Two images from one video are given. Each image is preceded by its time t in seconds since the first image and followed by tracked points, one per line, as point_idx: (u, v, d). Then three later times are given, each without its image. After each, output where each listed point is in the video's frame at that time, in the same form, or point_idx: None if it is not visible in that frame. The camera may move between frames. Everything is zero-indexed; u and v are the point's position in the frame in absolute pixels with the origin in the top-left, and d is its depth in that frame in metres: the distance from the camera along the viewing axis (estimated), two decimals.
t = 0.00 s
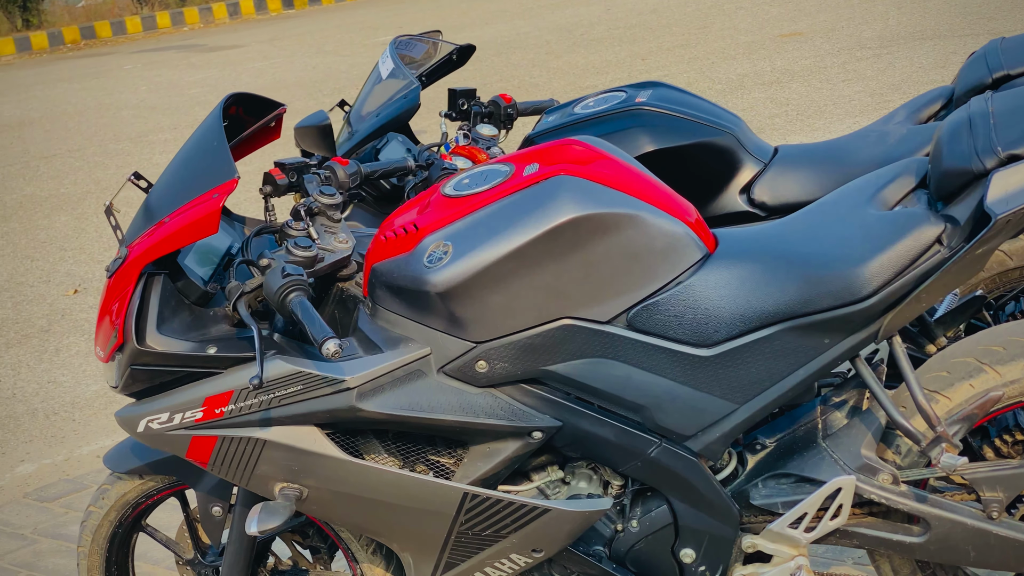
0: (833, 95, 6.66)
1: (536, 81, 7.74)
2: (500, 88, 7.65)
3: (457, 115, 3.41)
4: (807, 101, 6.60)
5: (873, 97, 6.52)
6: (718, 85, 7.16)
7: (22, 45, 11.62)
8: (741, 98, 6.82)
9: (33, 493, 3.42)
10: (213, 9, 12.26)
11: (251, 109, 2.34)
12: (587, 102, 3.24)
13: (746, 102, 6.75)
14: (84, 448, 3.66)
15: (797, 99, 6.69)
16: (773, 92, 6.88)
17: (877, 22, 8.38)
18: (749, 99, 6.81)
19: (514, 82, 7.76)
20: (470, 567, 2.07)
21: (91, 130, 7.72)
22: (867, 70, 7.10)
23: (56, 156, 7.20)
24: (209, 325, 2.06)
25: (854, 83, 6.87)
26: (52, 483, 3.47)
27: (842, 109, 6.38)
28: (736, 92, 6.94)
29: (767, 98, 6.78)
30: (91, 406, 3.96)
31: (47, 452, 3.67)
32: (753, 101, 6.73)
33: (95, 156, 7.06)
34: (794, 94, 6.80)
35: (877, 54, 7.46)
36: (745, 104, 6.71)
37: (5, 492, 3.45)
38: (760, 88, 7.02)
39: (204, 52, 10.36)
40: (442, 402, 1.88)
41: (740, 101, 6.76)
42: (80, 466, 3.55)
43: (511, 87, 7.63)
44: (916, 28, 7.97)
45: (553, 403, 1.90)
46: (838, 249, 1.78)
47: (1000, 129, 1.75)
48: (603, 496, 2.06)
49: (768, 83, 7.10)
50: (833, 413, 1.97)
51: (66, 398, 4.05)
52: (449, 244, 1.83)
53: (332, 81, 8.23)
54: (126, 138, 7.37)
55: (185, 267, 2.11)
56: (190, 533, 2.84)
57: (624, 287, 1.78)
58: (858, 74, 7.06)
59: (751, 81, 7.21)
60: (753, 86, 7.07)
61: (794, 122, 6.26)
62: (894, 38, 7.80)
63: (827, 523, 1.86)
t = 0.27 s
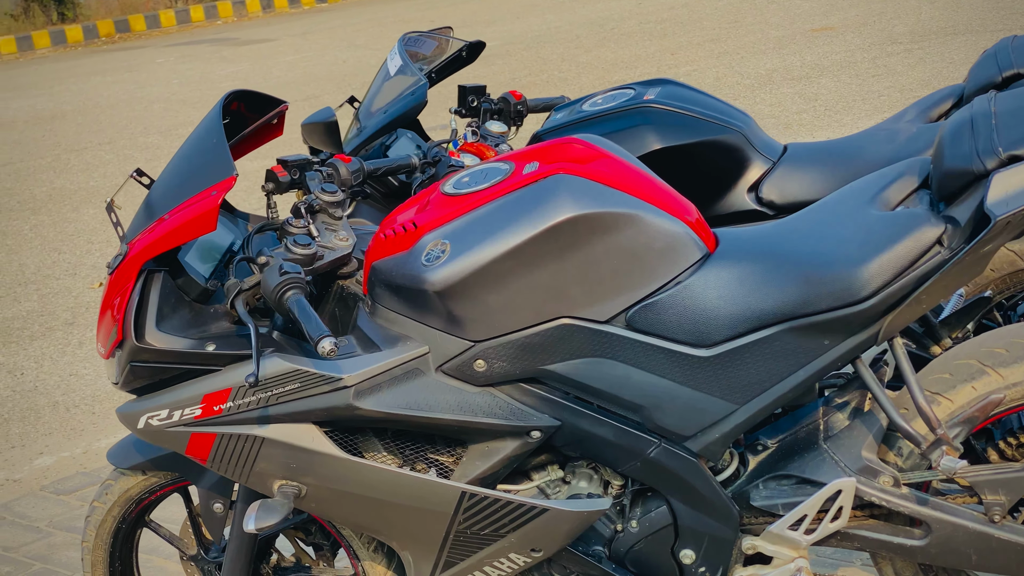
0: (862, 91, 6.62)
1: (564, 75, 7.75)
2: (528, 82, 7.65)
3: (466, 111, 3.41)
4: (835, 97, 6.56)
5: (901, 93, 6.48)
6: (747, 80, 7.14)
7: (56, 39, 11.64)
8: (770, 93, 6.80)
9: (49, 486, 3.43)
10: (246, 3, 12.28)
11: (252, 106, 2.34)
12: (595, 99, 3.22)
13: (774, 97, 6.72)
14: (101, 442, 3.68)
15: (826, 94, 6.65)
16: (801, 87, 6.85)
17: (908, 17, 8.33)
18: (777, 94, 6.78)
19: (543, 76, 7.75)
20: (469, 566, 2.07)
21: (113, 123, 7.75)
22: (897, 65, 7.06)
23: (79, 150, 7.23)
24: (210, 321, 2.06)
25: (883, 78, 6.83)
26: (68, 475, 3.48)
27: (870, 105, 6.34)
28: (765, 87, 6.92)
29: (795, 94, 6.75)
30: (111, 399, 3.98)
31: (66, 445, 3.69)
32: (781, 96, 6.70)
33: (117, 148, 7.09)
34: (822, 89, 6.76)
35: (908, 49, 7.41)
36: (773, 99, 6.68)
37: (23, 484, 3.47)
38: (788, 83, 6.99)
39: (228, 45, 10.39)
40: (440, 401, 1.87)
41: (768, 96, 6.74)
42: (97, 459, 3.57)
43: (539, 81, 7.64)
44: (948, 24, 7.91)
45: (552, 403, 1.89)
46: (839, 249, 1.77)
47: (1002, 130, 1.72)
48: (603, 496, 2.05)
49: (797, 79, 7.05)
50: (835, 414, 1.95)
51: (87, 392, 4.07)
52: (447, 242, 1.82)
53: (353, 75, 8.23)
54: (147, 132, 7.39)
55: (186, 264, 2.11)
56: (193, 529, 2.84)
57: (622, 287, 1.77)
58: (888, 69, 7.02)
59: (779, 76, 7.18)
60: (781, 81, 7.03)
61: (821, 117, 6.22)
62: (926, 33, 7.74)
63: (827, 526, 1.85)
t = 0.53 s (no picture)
0: (887, 86, 6.59)
1: (589, 70, 7.76)
2: (553, 76, 7.67)
3: (473, 108, 3.37)
4: (860, 92, 6.54)
5: (927, 89, 6.44)
6: (772, 75, 7.12)
7: (87, 32, 11.62)
8: (795, 88, 6.78)
9: (63, 479, 3.45)
10: None
11: (252, 104, 2.34)
12: (601, 97, 3.22)
13: (799, 93, 6.71)
14: (114, 436, 3.69)
15: (850, 90, 6.62)
16: (826, 83, 6.83)
17: (934, 12, 8.30)
18: (802, 89, 6.77)
19: (568, 71, 7.75)
20: (466, 564, 2.06)
21: (130, 116, 7.78)
22: (923, 61, 7.02)
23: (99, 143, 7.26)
24: (208, 318, 2.06)
25: (909, 74, 6.80)
26: (82, 469, 3.50)
27: (894, 100, 6.31)
28: (789, 83, 6.90)
29: (820, 89, 6.74)
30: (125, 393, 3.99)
31: (81, 438, 3.71)
32: (805, 92, 6.69)
33: (135, 142, 7.12)
34: (847, 84, 6.74)
35: (934, 45, 7.37)
36: (797, 94, 6.67)
37: (39, 477, 3.49)
38: (812, 78, 6.97)
39: (247, 40, 10.41)
40: (436, 399, 1.87)
41: (792, 92, 6.72)
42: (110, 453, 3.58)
43: (564, 76, 7.66)
44: (976, 19, 7.86)
45: (548, 402, 1.89)
46: (836, 249, 1.76)
47: (1001, 130, 1.70)
48: (600, 495, 2.05)
49: (822, 74, 7.03)
50: (834, 414, 1.94)
51: (103, 385, 4.08)
52: (443, 241, 1.81)
53: (369, 70, 8.24)
54: (166, 125, 7.41)
55: (185, 261, 2.11)
56: (195, 526, 2.84)
57: (618, 286, 1.76)
58: (913, 65, 6.99)
59: (804, 71, 7.16)
60: (806, 76, 7.01)
61: (844, 113, 6.20)
62: (953, 29, 7.70)
63: (823, 527, 1.84)
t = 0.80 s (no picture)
0: (917, 80, 6.57)
1: (618, 63, 7.75)
2: (581, 69, 7.67)
3: (481, 103, 3.37)
4: (888, 86, 6.52)
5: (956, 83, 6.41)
6: (800, 69, 7.12)
7: (122, 23, 11.63)
8: (823, 82, 6.77)
9: (79, 470, 3.47)
10: None
11: (251, 100, 2.34)
12: (606, 93, 3.21)
13: (827, 87, 6.70)
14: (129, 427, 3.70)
15: (878, 84, 6.60)
16: (855, 77, 6.82)
17: (967, 5, 8.26)
18: (831, 83, 6.76)
19: (596, 64, 7.75)
20: (461, 561, 2.06)
21: (151, 107, 7.81)
22: (953, 55, 6.99)
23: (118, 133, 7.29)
24: (206, 313, 2.07)
25: (938, 68, 6.77)
26: (98, 460, 3.52)
27: (923, 95, 6.29)
28: (817, 77, 6.90)
29: (848, 83, 6.72)
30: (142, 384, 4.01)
31: (98, 429, 3.73)
32: (833, 86, 6.68)
33: (166, 133, 7.06)
34: (875, 79, 6.72)
35: (965, 39, 7.34)
36: (825, 88, 6.66)
37: (56, 467, 3.51)
38: (841, 72, 6.96)
39: (269, 32, 10.45)
40: (432, 396, 1.86)
41: (820, 86, 6.72)
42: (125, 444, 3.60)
43: (591, 69, 7.66)
44: (1008, 12, 7.81)
45: (544, 399, 1.88)
46: (832, 248, 1.75)
47: (997, 129, 1.69)
48: (597, 493, 2.04)
49: (851, 68, 7.02)
50: (831, 414, 1.93)
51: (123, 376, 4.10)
52: (438, 237, 1.81)
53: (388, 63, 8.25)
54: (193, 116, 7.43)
55: (184, 257, 2.10)
56: (196, 519, 2.84)
57: (613, 284, 1.75)
58: (943, 59, 6.96)
59: (833, 65, 7.16)
60: (834, 70, 7.00)
61: (871, 108, 6.19)
62: (985, 22, 7.66)
63: (819, 526, 1.83)
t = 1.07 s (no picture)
0: (943, 74, 6.56)
1: (643, 56, 7.75)
2: (607, 62, 7.68)
3: (486, 99, 3.35)
4: (914, 80, 6.52)
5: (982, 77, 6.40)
6: (825, 62, 7.14)
7: (150, 15, 11.57)
8: (848, 76, 6.79)
9: (91, 462, 3.49)
10: None
11: (249, 95, 2.33)
12: (610, 89, 3.19)
13: (851, 81, 6.71)
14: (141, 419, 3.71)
15: (902, 78, 6.61)
16: (879, 70, 6.83)
17: None
18: (855, 77, 6.76)
19: (621, 57, 7.75)
20: (455, 559, 2.06)
21: (168, 99, 7.81)
22: (980, 49, 6.98)
23: (132, 124, 7.30)
24: (201, 309, 2.07)
25: (965, 62, 6.76)
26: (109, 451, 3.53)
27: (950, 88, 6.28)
28: (842, 70, 6.92)
29: (873, 76, 6.73)
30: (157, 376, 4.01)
31: (112, 421, 3.75)
32: (857, 80, 6.69)
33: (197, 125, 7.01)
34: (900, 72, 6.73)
35: (992, 32, 7.32)
36: (850, 82, 6.66)
37: (69, 459, 3.53)
38: (866, 65, 6.97)
39: (286, 24, 10.46)
40: (426, 392, 1.86)
41: (845, 79, 6.73)
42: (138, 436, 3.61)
43: (617, 62, 7.67)
44: None
45: (538, 397, 1.88)
46: (826, 247, 1.74)
47: (992, 128, 1.68)
48: (592, 491, 2.03)
49: (876, 61, 7.03)
50: (827, 413, 1.92)
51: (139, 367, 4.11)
52: (431, 234, 1.80)
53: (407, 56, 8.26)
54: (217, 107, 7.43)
55: (180, 252, 2.08)
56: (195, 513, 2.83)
57: (606, 282, 1.75)
58: (969, 53, 6.95)
59: (858, 58, 7.17)
60: (859, 64, 7.01)
61: (895, 101, 6.17)
62: (1013, 16, 7.64)
63: (813, 526, 1.82)
